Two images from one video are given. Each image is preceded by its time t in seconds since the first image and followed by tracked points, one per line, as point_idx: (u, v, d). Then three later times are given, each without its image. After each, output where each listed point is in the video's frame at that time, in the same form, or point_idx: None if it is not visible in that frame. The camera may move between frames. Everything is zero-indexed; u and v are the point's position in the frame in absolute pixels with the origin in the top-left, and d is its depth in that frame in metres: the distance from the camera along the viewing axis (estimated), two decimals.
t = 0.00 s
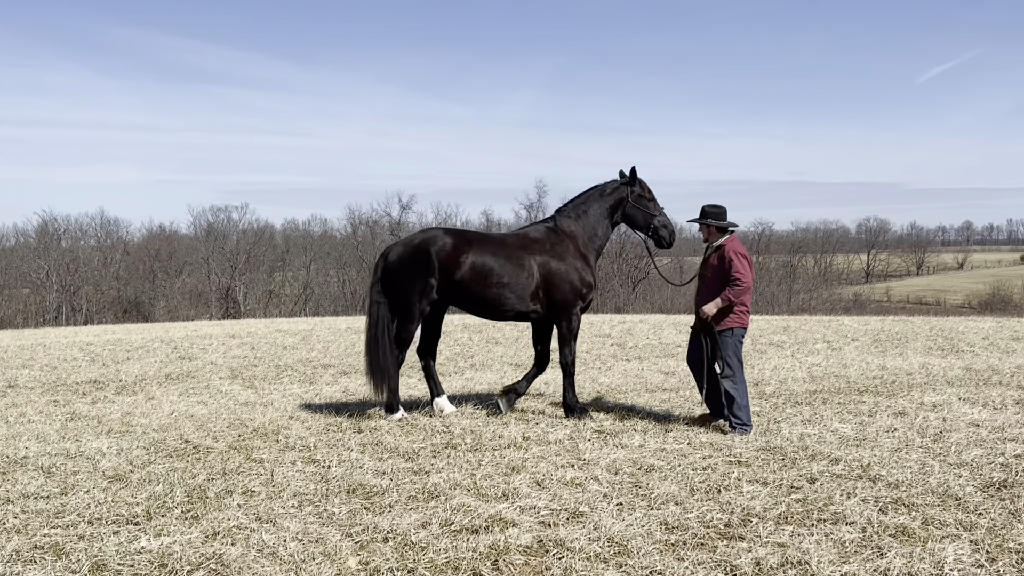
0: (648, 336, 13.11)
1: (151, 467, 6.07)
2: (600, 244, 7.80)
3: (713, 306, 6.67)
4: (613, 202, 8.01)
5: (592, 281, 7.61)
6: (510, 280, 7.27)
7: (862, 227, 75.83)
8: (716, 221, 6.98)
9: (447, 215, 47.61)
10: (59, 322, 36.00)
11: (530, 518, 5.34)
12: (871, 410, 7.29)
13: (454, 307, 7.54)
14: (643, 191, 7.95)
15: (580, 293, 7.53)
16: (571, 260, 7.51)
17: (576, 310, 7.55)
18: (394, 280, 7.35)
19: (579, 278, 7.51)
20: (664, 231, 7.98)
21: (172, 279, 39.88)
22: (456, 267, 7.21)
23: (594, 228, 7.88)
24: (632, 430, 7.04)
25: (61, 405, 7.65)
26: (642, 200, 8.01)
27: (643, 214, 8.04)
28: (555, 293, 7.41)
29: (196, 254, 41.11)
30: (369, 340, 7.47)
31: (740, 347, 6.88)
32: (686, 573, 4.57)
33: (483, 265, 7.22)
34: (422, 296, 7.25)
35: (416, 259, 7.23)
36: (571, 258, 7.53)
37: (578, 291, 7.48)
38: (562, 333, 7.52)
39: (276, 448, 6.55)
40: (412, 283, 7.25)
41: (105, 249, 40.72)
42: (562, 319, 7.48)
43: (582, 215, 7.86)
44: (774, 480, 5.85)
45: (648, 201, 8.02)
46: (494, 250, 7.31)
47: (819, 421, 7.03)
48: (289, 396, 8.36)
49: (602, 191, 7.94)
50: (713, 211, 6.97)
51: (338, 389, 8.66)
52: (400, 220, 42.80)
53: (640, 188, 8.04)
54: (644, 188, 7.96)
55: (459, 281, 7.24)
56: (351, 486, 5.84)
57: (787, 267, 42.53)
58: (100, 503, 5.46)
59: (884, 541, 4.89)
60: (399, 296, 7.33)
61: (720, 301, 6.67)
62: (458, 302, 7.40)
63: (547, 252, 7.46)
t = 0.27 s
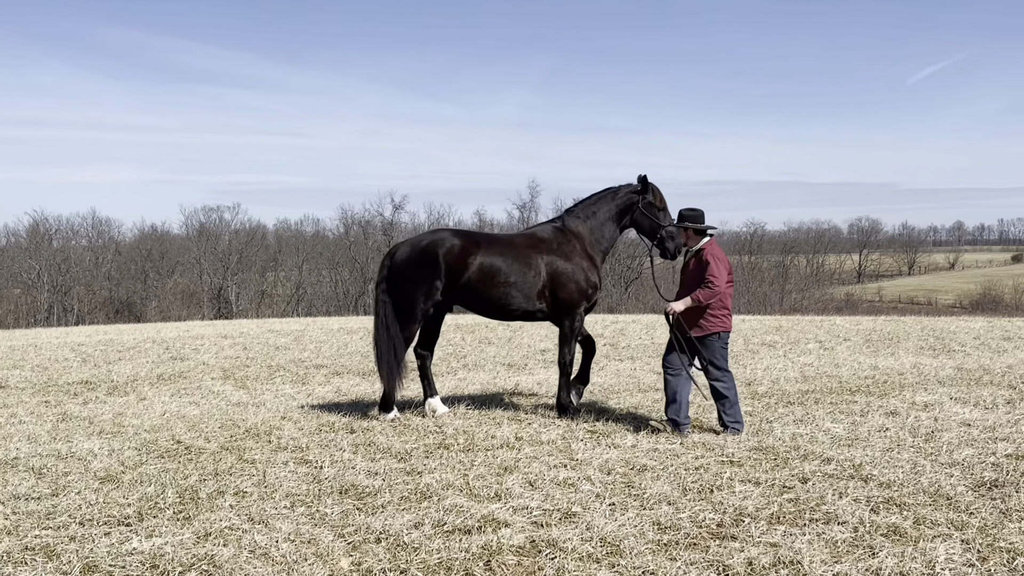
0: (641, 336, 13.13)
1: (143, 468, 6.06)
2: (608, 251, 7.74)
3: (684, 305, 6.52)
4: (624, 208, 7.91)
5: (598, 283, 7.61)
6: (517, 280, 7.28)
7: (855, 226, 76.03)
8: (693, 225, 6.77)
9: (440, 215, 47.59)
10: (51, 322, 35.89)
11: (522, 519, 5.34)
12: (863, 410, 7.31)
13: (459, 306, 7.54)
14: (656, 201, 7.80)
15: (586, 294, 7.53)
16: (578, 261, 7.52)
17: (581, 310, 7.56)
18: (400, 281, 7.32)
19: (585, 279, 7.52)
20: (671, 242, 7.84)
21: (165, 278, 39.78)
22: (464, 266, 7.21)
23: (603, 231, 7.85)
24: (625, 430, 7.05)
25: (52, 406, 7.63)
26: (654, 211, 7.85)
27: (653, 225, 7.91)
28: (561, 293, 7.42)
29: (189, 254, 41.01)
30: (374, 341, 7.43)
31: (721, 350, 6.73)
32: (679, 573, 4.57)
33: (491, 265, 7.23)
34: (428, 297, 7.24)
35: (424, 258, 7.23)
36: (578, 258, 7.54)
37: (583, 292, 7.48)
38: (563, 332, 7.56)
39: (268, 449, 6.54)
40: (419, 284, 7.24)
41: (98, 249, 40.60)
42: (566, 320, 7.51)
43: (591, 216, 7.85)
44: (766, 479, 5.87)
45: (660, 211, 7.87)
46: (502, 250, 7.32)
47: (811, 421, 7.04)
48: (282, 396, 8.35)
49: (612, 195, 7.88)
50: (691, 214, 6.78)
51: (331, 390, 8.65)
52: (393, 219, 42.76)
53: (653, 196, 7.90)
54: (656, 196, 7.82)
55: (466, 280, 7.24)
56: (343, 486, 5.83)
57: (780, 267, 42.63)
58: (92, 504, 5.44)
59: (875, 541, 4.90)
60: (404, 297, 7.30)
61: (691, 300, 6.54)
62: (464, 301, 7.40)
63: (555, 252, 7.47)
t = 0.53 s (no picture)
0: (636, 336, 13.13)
1: (137, 468, 6.05)
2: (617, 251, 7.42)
3: (646, 302, 6.45)
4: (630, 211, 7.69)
5: (603, 284, 7.58)
6: (524, 279, 7.29)
7: (851, 226, 76.14)
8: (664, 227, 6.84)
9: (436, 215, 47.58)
10: (45, 323, 35.82)
11: (518, 519, 5.34)
12: (857, 410, 7.32)
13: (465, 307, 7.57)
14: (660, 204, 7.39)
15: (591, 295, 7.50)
16: (584, 261, 7.51)
17: (587, 309, 7.57)
18: (410, 282, 7.34)
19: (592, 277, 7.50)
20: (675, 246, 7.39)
21: (160, 279, 39.70)
22: (473, 266, 7.27)
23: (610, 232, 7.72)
24: (621, 430, 7.06)
25: (46, 406, 7.61)
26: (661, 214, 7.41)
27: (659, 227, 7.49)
28: (567, 293, 7.40)
29: (184, 254, 40.94)
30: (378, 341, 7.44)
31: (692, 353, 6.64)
32: (674, 572, 4.57)
33: (499, 265, 7.27)
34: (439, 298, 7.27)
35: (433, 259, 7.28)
36: (585, 259, 7.52)
37: (589, 293, 7.46)
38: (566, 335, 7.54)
39: (263, 449, 6.54)
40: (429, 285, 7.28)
41: (92, 249, 40.52)
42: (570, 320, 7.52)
43: (598, 217, 7.78)
44: (761, 479, 5.87)
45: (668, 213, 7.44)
46: (510, 250, 7.35)
47: (806, 421, 7.05)
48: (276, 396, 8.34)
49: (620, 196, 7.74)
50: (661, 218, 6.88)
51: (326, 390, 8.64)
52: (389, 220, 42.74)
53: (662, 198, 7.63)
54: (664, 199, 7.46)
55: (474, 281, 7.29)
56: (339, 487, 5.83)
57: (776, 267, 42.69)
58: (86, 505, 5.43)
59: (870, 540, 4.91)
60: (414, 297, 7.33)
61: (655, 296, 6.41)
62: (471, 303, 7.45)
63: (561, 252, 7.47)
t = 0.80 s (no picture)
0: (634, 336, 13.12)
1: (136, 468, 6.05)
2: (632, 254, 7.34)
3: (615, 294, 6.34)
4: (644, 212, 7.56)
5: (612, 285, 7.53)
6: (534, 279, 7.31)
7: (850, 225, 76.18)
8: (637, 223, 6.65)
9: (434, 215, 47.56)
10: (43, 322, 35.80)
11: (516, 518, 5.34)
12: (856, 409, 7.32)
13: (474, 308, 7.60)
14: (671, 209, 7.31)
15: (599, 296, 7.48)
16: (595, 262, 7.48)
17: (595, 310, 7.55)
18: (422, 282, 7.42)
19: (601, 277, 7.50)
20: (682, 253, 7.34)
21: (158, 278, 39.68)
22: (484, 265, 7.32)
23: (624, 233, 7.65)
24: (619, 430, 7.06)
25: (44, 406, 7.61)
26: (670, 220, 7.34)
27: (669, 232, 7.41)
28: (575, 293, 7.40)
29: (182, 253, 40.89)
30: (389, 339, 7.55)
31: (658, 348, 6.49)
32: (672, 572, 4.58)
33: (510, 264, 7.30)
34: (452, 298, 7.34)
35: (445, 258, 7.36)
36: (594, 260, 7.49)
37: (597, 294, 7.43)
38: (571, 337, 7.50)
39: (261, 449, 6.54)
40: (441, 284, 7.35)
41: (91, 248, 40.50)
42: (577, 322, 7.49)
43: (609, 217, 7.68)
44: (759, 479, 5.87)
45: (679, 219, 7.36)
46: (521, 250, 7.37)
47: (804, 420, 7.05)
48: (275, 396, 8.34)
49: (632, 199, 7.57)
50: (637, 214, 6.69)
51: (324, 389, 8.64)
52: (387, 219, 42.73)
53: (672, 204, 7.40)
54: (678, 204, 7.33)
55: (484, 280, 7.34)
56: (337, 486, 5.83)
57: (774, 267, 42.71)
58: (85, 505, 5.43)
59: (868, 539, 4.92)
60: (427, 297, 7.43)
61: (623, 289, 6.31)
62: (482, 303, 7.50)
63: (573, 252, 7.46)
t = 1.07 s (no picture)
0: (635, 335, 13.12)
1: (137, 468, 6.05)
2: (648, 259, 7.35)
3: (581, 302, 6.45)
4: (652, 214, 7.62)
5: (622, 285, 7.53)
6: (546, 279, 7.32)
7: (850, 226, 76.18)
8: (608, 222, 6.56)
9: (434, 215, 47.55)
10: (44, 323, 35.81)
11: (517, 517, 5.34)
12: (856, 408, 7.32)
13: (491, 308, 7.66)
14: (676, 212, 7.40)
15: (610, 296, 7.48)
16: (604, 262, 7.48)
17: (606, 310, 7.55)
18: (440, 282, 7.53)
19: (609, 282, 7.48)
20: (686, 255, 7.42)
21: (159, 278, 39.69)
22: (497, 263, 7.35)
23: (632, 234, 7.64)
24: (620, 429, 7.06)
25: (45, 406, 7.61)
26: (674, 222, 7.47)
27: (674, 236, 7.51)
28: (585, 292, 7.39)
29: (183, 253, 40.86)
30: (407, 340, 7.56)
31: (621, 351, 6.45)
32: (673, 570, 4.58)
33: (523, 263, 7.31)
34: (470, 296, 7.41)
35: (462, 256, 7.43)
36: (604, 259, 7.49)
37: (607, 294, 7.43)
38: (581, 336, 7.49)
39: (262, 448, 6.53)
40: (460, 284, 7.42)
41: (91, 248, 40.50)
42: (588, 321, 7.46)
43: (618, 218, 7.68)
44: (760, 478, 5.87)
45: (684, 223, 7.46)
46: (535, 250, 7.36)
47: (805, 419, 7.06)
48: (276, 395, 8.33)
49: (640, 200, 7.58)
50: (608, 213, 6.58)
51: (325, 389, 8.64)
52: (388, 218, 42.71)
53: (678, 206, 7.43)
54: (684, 208, 7.43)
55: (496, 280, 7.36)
56: (338, 485, 5.83)
57: (775, 266, 42.70)
58: (86, 504, 5.43)
59: (869, 538, 4.92)
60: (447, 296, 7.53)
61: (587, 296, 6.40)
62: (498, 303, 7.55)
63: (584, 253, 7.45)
